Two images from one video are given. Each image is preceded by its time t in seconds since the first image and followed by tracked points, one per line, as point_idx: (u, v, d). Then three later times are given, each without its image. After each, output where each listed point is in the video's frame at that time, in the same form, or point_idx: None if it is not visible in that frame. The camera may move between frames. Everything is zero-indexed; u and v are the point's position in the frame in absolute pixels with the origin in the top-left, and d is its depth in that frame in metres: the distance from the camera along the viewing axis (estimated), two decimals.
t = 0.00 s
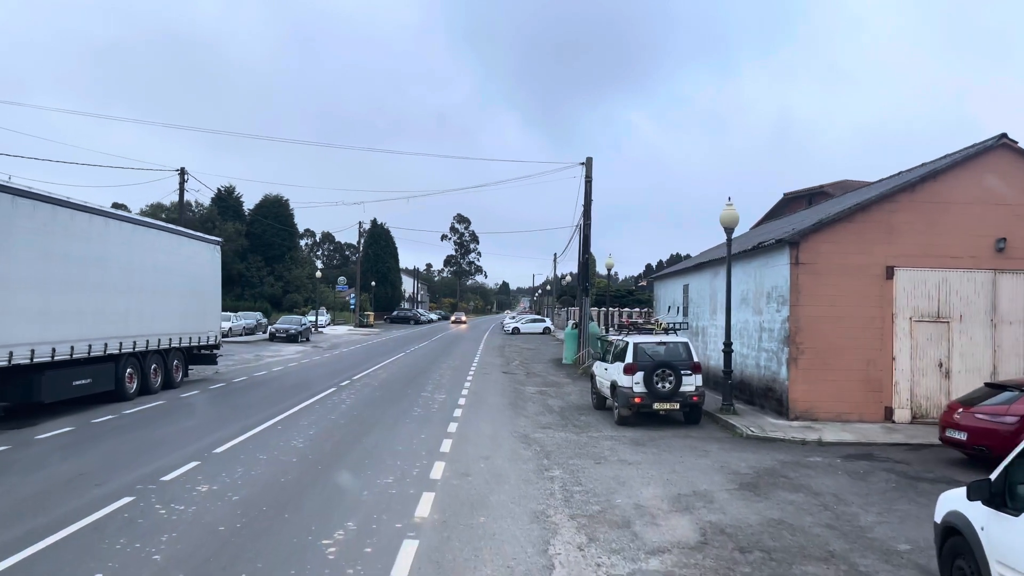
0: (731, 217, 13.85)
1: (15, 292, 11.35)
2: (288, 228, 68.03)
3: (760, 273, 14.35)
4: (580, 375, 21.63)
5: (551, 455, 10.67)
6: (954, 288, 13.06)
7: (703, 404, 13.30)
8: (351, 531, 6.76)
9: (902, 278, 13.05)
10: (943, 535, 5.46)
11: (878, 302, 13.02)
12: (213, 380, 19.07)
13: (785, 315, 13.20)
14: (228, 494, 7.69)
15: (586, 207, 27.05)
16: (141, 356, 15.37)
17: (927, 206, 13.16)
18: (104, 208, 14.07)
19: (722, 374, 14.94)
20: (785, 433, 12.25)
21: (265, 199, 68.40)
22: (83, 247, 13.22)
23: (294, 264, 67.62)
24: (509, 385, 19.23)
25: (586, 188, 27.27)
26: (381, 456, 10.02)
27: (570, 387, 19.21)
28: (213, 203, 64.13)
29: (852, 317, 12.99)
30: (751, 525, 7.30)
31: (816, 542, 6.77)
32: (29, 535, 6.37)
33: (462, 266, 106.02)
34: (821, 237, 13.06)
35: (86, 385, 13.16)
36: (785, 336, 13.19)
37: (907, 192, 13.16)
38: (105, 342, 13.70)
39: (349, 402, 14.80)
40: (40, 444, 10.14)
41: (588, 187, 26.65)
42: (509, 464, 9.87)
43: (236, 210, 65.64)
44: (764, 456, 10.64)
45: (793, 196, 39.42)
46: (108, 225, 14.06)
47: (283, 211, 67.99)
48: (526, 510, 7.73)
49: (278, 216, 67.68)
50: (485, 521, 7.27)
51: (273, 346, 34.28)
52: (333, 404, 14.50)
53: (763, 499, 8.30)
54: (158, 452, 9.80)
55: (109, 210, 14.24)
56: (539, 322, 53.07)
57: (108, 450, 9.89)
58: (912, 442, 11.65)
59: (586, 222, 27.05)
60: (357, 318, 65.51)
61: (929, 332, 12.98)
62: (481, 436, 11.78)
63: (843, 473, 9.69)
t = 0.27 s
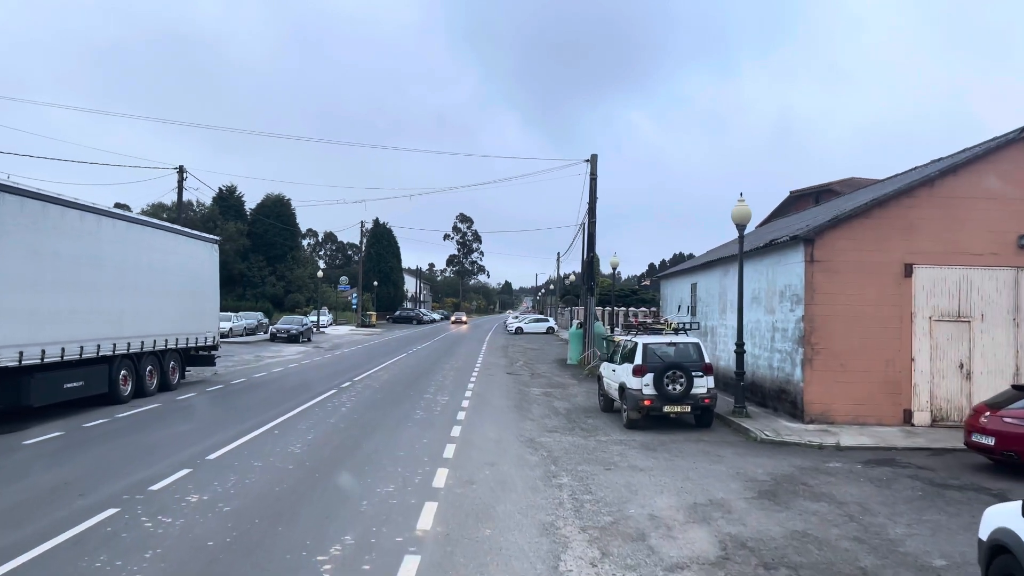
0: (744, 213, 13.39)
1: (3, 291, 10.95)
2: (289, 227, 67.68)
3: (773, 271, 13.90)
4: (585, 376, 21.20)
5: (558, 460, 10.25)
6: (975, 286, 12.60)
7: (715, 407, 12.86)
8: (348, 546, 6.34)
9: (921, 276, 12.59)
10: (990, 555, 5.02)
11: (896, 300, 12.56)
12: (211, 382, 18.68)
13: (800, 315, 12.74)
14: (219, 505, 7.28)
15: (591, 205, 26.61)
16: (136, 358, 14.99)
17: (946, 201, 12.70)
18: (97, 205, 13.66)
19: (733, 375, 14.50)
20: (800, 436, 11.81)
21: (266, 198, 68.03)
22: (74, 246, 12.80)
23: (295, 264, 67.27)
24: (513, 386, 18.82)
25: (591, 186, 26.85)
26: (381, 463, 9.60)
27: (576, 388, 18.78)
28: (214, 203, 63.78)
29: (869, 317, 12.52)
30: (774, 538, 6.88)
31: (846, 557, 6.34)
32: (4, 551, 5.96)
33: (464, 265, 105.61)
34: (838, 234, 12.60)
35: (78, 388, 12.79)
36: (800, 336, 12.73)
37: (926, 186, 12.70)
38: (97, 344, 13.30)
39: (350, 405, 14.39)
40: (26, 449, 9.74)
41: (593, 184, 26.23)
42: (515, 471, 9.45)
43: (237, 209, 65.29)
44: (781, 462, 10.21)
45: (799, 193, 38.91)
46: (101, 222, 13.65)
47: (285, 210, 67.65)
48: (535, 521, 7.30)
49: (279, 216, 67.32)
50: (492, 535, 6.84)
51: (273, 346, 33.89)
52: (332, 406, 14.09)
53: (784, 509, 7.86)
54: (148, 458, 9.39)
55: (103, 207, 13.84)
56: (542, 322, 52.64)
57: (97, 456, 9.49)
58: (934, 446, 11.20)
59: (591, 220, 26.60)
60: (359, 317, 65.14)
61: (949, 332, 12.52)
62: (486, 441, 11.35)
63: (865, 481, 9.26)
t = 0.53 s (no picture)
0: (757, 209, 12.96)
1: None
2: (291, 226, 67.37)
3: (786, 269, 13.46)
4: (591, 377, 20.77)
5: (566, 466, 9.82)
6: (998, 283, 12.13)
7: (727, 409, 12.42)
8: (344, 562, 5.91)
9: (940, 274, 12.13)
10: None
11: (916, 299, 12.10)
12: (208, 383, 18.28)
13: (815, 314, 12.29)
14: (208, 517, 6.86)
15: (595, 203, 26.20)
16: (130, 359, 14.61)
17: (967, 196, 12.24)
18: (89, 202, 13.27)
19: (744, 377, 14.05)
20: (816, 440, 11.35)
21: (267, 197, 67.71)
22: (65, 243, 12.42)
23: (296, 264, 66.96)
24: (517, 387, 18.40)
25: (595, 183, 26.44)
26: (381, 470, 9.18)
27: (581, 389, 18.35)
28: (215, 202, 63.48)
29: (887, 316, 12.06)
30: (800, 553, 6.44)
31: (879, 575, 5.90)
32: None
33: (466, 265, 105.24)
34: (854, 230, 12.15)
35: (68, 390, 12.41)
36: (814, 336, 12.28)
37: (946, 181, 12.24)
38: (88, 345, 12.93)
39: (349, 407, 13.99)
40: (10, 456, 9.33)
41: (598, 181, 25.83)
42: (521, 478, 9.03)
43: (238, 209, 64.97)
44: (798, 468, 9.77)
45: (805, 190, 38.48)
46: (93, 220, 13.26)
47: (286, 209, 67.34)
48: (543, 534, 6.88)
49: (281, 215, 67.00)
50: (497, 549, 6.41)
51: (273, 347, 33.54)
52: (331, 409, 13.67)
53: (806, 519, 7.42)
54: (137, 464, 8.99)
55: (96, 204, 13.45)
56: (544, 321, 52.27)
57: (84, 462, 9.09)
58: (956, 450, 10.75)
59: (595, 218, 26.19)
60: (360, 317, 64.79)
61: (970, 331, 12.04)
62: (490, 445, 10.93)
63: (888, 488, 8.82)
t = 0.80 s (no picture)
0: (768, 205, 12.51)
1: None
2: (291, 226, 67.01)
3: (797, 267, 13.02)
4: (594, 378, 20.33)
5: (571, 473, 9.40)
6: (1019, 281, 11.68)
7: (737, 412, 11.99)
8: None
9: (959, 271, 11.68)
10: None
11: (933, 297, 11.65)
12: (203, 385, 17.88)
13: (828, 313, 11.85)
14: (192, 531, 6.43)
15: (598, 200, 25.77)
16: (121, 361, 14.22)
17: (986, 190, 11.79)
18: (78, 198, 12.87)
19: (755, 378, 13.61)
20: (831, 445, 10.91)
21: (267, 196, 67.34)
22: (52, 241, 12.02)
23: (297, 263, 66.63)
24: (520, 389, 17.97)
25: (598, 180, 26.00)
26: (377, 478, 8.76)
27: (585, 391, 17.93)
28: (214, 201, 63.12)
29: (904, 315, 11.62)
30: (824, 570, 6.01)
31: None
32: None
33: (468, 264, 104.85)
34: (869, 226, 11.71)
35: (56, 393, 12.02)
36: (828, 337, 11.85)
37: (965, 175, 11.79)
38: (78, 346, 12.55)
39: (347, 410, 13.57)
40: None
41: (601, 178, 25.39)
42: (525, 486, 8.60)
43: (238, 208, 64.61)
44: (815, 474, 9.33)
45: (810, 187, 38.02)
46: (81, 217, 12.87)
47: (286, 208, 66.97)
48: (549, 548, 6.45)
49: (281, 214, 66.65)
50: (501, 565, 5.98)
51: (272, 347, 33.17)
52: (328, 412, 13.26)
53: (828, 531, 6.99)
54: (122, 472, 8.58)
55: (85, 201, 13.05)
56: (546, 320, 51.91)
57: (67, 470, 8.68)
58: (979, 455, 10.30)
59: (599, 216, 25.76)
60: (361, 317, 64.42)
61: (991, 331, 11.59)
62: (491, 451, 10.50)
63: (911, 496, 8.38)
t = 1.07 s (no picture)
0: (779, 199, 12.06)
1: None
2: (290, 225, 66.63)
3: (808, 265, 12.59)
4: (597, 379, 19.91)
5: (576, 481, 8.97)
6: None
7: (747, 415, 11.56)
8: None
9: (977, 269, 11.24)
10: None
11: (950, 296, 11.22)
12: (197, 387, 17.46)
13: (841, 313, 11.42)
14: (171, 548, 6.01)
15: (600, 198, 25.35)
16: (110, 362, 13.80)
17: (1006, 185, 11.34)
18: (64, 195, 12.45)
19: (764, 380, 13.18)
20: (845, 449, 10.48)
21: (266, 195, 66.95)
22: (37, 239, 11.60)
23: (296, 262, 66.27)
24: (521, 390, 17.55)
25: (601, 176, 25.56)
26: (372, 486, 8.34)
27: (588, 392, 17.51)
28: (213, 200, 62.72)
29: (920, 314, 11.19)
30: None
31: None
32: None
33: (468, 263, 104.48)
34: (883, 222, 11.28)
35: (41, 397, 11.61)
36: (841, 337, 11.41)
37: (983, 169, 11.34)
38: (64, 348, 12.13)
39: (342, 413, 13.15)
40: None
41: (603, 175, 24.96)
42: (527, 496, 8.17)
43: (237, 207, 64.22)
44: (831, 481, 8.90)
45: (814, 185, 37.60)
46: (67, 214, 12.48)
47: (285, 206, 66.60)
48: (553, 565, 6.03)
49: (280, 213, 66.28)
50: None
51: (270, 347, 32.77)
52: (322, 415, 12.84)
53: (851, 545, 6.56)
54: (103, 480, 8.16)
55: (71, 198, 12.63)
56: (547, 319, 51.58)
57: (46, 478, 8.27)
58: (1000, 461, 9.86)
59: (601, 214, 25.34)
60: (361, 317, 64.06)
61: (1010, 331, 11.14)
62: (492, 457, 10.07)
63: (934, 506, 7.95)
